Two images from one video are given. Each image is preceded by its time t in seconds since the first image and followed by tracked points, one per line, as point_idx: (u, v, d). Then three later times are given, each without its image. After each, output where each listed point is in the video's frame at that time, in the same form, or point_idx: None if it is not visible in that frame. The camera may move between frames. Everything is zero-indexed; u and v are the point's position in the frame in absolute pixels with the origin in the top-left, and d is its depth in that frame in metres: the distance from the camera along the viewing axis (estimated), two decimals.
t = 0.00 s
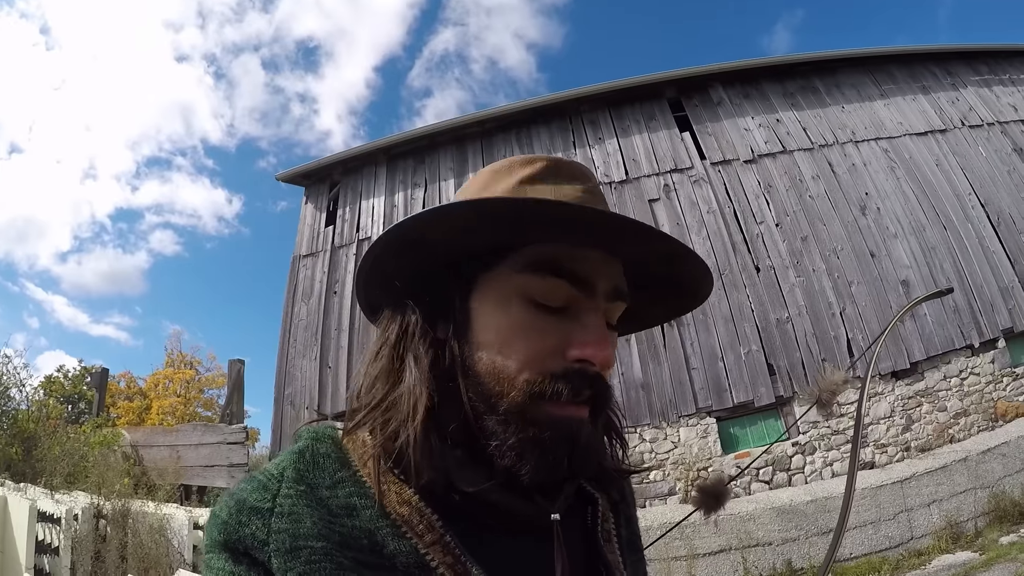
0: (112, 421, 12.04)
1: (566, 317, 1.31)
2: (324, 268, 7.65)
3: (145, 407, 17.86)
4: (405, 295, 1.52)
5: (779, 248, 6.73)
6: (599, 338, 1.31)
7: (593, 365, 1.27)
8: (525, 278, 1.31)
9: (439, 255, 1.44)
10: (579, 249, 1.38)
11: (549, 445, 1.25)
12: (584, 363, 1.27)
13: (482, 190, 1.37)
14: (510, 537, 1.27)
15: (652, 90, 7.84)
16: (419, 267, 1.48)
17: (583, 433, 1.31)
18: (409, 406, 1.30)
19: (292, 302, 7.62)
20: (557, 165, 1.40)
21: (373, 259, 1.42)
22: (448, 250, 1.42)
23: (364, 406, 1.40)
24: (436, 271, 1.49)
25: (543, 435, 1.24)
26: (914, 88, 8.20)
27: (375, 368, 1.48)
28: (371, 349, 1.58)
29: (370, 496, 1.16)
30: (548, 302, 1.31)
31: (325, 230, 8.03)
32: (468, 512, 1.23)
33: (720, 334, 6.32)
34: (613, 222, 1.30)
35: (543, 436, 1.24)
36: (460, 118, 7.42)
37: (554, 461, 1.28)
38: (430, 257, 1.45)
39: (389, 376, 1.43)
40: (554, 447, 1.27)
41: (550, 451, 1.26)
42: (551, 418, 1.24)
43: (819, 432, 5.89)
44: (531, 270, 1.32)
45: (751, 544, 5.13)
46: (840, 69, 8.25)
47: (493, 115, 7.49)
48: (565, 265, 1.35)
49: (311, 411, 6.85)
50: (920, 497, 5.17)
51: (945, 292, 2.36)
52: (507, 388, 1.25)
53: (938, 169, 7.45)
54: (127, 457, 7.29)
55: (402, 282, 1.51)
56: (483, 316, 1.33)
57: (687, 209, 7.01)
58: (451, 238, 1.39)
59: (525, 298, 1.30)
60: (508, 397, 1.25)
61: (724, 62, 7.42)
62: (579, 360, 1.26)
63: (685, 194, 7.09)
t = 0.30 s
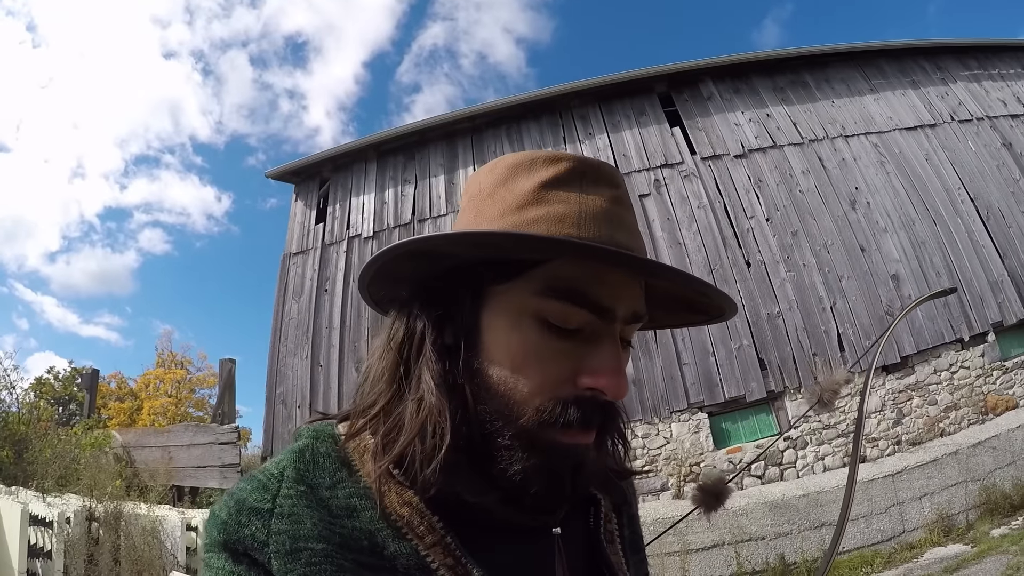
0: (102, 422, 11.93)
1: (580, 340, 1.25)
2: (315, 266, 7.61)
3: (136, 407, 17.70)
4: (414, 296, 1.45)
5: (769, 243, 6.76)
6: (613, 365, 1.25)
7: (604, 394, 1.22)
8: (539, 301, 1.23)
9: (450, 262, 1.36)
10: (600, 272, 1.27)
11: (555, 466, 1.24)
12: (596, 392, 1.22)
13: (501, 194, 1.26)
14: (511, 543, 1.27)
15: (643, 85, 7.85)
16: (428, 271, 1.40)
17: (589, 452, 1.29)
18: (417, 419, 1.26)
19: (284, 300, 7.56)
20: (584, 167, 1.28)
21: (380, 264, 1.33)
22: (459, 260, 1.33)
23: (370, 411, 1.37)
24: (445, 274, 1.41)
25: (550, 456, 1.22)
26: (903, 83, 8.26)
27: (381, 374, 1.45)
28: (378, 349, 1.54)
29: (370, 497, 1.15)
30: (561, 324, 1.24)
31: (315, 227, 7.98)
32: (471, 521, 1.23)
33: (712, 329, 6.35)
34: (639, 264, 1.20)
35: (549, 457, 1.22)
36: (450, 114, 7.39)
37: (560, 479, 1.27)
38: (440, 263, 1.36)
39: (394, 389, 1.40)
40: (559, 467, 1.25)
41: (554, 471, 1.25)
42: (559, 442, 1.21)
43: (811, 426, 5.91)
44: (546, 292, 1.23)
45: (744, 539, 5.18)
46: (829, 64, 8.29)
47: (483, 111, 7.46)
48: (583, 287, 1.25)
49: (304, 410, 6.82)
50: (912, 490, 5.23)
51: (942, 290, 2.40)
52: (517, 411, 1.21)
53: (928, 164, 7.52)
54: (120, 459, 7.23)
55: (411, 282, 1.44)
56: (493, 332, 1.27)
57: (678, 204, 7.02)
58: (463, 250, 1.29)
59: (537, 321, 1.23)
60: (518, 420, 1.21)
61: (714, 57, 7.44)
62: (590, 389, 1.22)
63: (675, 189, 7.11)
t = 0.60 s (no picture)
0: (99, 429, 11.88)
1: (550, 316, 1.33)
2: (314, 273, 7.62)
3: (134, 414, 17.60)
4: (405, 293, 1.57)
5: (767, 252, 6.78)
6: (581, 339, 1.32)
7: (574, 367, 1.27)
8: (509, 277, 1.35)
9: (435, 253, 1.50)
10: (564, 252, 1.41)
11: (529, 448, 1.23)
12: (566, 364, 1.27)
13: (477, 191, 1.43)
14: (506, 541, 1.25)
15: (641, 94, 7.91)
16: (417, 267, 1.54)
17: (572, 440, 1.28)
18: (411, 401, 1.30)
19: (282, 308, 7.56)
20: (553, 163, 1.43)
21: (372, 257, 1.49)
22: (442, 247, 1.47)
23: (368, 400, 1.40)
24: (434, 268, 1.54)
25: (526, 439, 1.22)
26: (900, 93, 8.33)
27: (380, 364, 1.50)
28: (374, 353, 1.57)
29: (371, 498, 1.16)
30: (532, 299, 1.34)
31: (314, 235, 8.00)
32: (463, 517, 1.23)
33: (710, 338, 6.35)
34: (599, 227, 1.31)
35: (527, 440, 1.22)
36: (449, 122, 7.44)
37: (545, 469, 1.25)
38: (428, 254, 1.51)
39: (391, 370, 1.45)
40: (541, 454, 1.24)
41: (537, 458, 1.24)
42: (535, 419, 1.23)
43: (810, 436, 5.92)
44: (516, 269, 1.35)
45: (743, 549, 5.14)
46: (826, 74, 8.37)
47: (482, 120, 7.51)
48: (550, 266, 1.38)
49: (301, 417, 6.81)
50: (911, 499, 5.22)
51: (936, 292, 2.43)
52: (491, 385, 1.27)
53: (925, 173, 7.56)
54: (116, 465, 7.19)
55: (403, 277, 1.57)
56: (470, 313, 1.37)
57: (676, 214, 7.05)
58: (443, 236, 1.44)
59: (508, 296, 1.33)
60: (492, 394, 1.26)
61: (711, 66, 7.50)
62: (561, 361, 1.27)
63: (674, 199, 7.15)
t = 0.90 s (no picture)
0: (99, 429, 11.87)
1: (526, 308, 1.36)
2: (315, 275, 7.62)
3: (133, 414, 17.57)
4: (394, 301, 1.60)
5: (767, 256, 6.78)
6: (558, 326, 1.33)
7: (552, 355, 1.28)
8: (485, 273, 1.38)
9: (416, 259, 1.54)
10: (539, 242, 1.42)
11: (514, 439, 1.24)
12: (543, 353, 1.28)
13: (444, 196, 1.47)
14: (502, 539, 1.25)
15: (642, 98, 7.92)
16: (404, 278, 1.58)
17: (559, 429, 1.30)
18: (398, 403, 1.33)
19: (282, 309, 7.56)
20: (523, 161, 1.47)
21: (358, 273, 1.54)
22: (424, 253, 1.52)
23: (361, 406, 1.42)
24: (419, 276, 1.57)
25: (513, 429, 1.24)
26: (901, 97, 8.34)
27: (371, 373, 1.51)
28: (368, 361, 1.59)
29: (370, 499, 1.16)
30: (509, 293, 1.36)
31: (315, 237, 8.00)
32: (461, 516, 1.22)
33: (710, 341, 6.34)
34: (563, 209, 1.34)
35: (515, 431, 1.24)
36: (450, 125, 7.45)
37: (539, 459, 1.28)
38: (410, 261, 1.54)
39: (383, 375, 1.46)
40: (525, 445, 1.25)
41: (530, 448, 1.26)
42: (519, 408, 1.25)
43: (810, 439, 5.91)
44: (490, 264, 1.38)
45: (743, 552, 5.13)
46: (827, 78, 8.38)
47: (483, 123, 7.53)
48: (526, 257, 1.40)
49: (301, 419, 6.80)
50: (911, 503, 5.21)
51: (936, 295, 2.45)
52: (473, 380, 1.30)
53: (926, 177, 7.57)
54: (116, 466, 7.18)
55: (389, 289, 1.59)
56: (452, 314, 1.40)
57: (677, 217, 7.06)
58: (424, 240, 1.47)
59: (484, 292, 1.36)
60: (475, 389, 1.29)
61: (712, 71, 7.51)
62: (537, 350, 1.28)
63: (674, 202, 7.15)
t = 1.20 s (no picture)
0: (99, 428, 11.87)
1: (524, 306, 1.36)
2: (315, 274, 7.62)
3: (134, 413, 17.56)
4: (392, 303, 1.59)
5: (768, 256, 6.78)
6: (556, 324, 1.33)
7: (550, 353, 1.28)
8: (483, 272, 1.38)
9: (415, 260, 1.53)
10: (535, 240, 1.42)
11: (515, 436, 1.24)
12: (541, 351, 1.29)
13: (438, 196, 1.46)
14: (504, 539, 1.24)
15: (643, 98, 7.92)
16: (402, 278, 1.57)
17: (559, 427, 1.30)
18: (395, 404, 1.33)
19: (282, 309, 7.56)
20: (520, 161, 1.47)
21: (357, 274, 1.53)
22: (422, 253, 1.51)
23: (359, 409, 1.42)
24: (418, 276, 1.57)
25: (513, 427, 1.24)
26: (902, 98, 8.34)
27: (369, 376, 1.51)
28: (367, 362, 1.59)
29: (371, 498, 1.16)
30: (507, 292, 1.36)
31: (315, 236, 8.00)
32: (462, 517, 1.21)
33: (711, 341, 6.33)
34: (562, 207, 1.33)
35: (515, 429, 1.24)
36: (451, 125, 7.45)
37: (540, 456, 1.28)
38: (408, 262, 1.54)
39: (383, 375, 1.46)
40: (525, 443, 1.25)
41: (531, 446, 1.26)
42: (518, 407, 1.25)
43: (810, 439, 5.91)
44: (489, 263, 1.38)
45: (742, 552, 5.13)
46: (828, 79, 8.37)
47: (484, 123, 7.53)
48: (523, 256, 1.40)
49: (301, 418, 6.80)
50: (911, 503, 5.21)
51: (939, 296, 2.45)
52: (474, 379, 1.30)
53: (927, 178, 7.56)
54: (116, 465, 7.18)
55: (388, 290, 1.59)
56: (451, 314, 1.40)
57: (678, 217, 7.06)
58: (422, 239, 1.47)
59: (483, 291, 1.36)
60: (475, 387, 1.29)
61: (714, 71, 7.51)
62: (536, 348, 1.29)
63: (675, 202, 7.15)
